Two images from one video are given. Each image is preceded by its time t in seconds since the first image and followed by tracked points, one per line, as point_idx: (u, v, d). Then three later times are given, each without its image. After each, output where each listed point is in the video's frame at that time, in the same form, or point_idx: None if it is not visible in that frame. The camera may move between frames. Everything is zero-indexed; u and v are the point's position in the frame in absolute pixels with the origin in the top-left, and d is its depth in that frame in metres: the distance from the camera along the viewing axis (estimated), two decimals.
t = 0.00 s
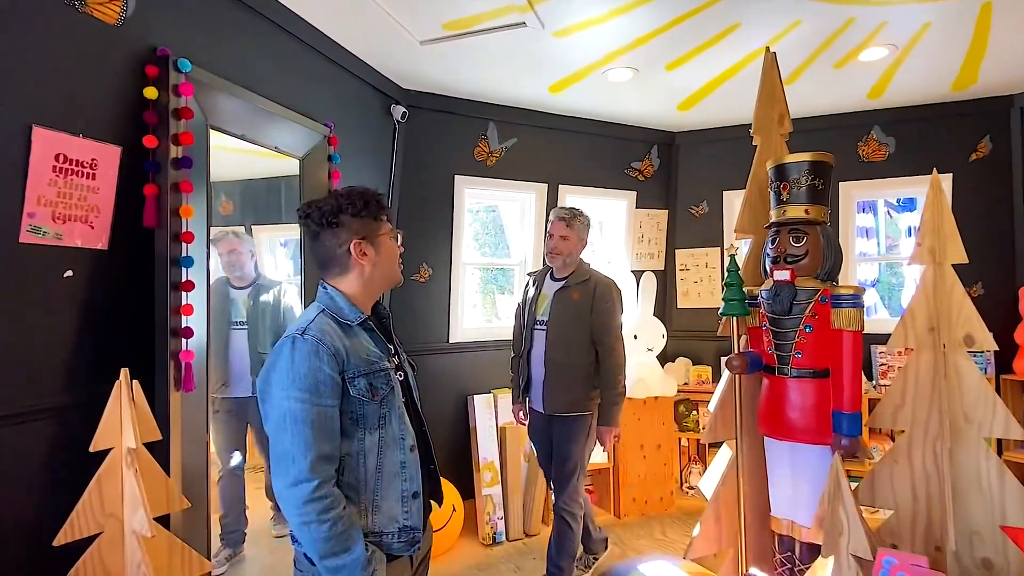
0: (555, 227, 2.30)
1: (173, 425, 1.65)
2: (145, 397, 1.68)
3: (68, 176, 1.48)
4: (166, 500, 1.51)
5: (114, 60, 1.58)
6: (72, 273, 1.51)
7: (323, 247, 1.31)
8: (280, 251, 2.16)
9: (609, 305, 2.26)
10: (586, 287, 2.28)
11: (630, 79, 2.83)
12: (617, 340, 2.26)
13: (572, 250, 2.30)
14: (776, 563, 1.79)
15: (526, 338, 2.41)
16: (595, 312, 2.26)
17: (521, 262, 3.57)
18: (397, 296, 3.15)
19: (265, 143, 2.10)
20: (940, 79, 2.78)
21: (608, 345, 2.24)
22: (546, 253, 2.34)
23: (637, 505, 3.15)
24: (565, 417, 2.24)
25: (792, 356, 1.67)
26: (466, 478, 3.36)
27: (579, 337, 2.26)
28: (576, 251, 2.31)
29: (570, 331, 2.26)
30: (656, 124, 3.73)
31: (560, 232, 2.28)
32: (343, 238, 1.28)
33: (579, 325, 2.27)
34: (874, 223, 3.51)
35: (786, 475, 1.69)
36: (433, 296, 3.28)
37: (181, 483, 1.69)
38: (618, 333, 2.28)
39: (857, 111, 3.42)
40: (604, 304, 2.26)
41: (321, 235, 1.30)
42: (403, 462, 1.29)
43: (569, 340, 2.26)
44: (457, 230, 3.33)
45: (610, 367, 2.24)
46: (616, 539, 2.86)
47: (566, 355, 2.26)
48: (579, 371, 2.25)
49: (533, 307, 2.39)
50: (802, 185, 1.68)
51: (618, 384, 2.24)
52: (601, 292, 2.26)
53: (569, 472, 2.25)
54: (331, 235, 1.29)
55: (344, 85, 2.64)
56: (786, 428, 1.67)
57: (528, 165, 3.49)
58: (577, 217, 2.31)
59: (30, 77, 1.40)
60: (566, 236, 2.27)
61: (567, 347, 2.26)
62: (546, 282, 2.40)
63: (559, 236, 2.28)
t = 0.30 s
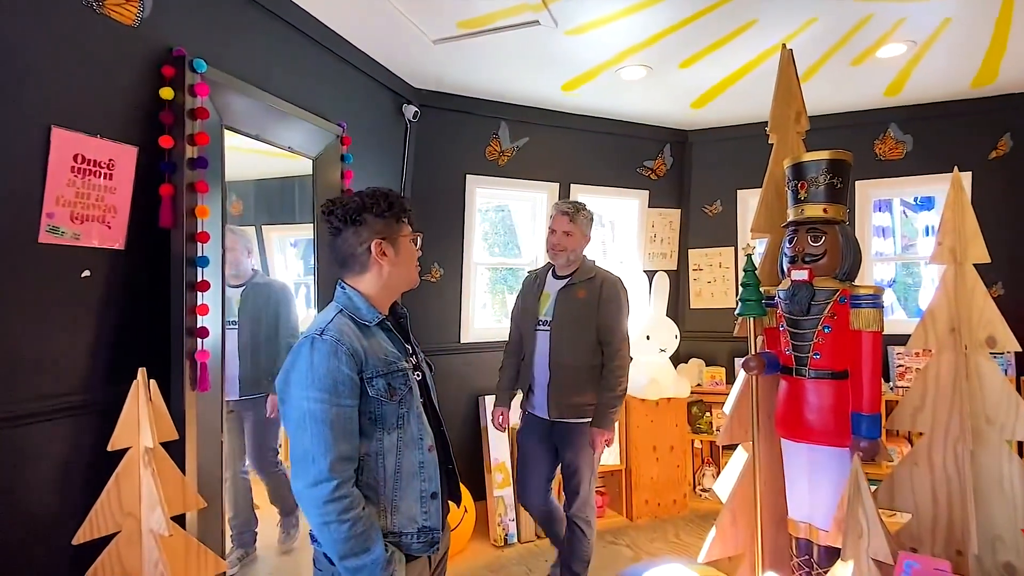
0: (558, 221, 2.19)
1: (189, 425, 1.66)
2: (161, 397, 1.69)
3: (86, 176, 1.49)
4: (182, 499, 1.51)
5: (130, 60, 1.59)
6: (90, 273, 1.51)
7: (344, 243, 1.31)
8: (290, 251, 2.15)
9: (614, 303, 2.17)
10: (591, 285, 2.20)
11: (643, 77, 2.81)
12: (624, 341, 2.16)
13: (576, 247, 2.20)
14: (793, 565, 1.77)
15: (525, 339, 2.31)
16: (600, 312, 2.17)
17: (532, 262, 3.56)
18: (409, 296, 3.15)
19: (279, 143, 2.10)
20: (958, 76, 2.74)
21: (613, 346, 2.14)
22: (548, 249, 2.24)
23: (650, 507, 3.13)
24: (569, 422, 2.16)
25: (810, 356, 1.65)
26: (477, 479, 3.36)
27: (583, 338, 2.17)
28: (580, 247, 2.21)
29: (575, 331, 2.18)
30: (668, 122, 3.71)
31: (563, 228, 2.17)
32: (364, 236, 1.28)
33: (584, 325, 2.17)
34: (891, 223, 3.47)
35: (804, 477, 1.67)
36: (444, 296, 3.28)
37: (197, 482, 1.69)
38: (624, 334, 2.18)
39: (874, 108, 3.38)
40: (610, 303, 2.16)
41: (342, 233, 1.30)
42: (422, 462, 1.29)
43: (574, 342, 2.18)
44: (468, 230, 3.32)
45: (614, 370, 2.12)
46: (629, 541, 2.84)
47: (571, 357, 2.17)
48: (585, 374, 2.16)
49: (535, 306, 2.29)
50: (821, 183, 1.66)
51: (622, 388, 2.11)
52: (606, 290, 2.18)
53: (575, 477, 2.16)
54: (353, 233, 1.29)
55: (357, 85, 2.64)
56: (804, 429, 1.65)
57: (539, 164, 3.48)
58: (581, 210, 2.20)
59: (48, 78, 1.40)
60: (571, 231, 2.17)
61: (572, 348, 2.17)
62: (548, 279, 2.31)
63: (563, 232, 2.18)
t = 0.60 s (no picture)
0: (557, 216, 2.17)
1: (201, 424, 1.66)
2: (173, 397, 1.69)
3: (99, 177, 1.49)
4: (195, 499, 1.51)
5: (141, 61, 1.59)
6: (102, 273, 1.51)
7: (358, 244, 1.29)
8: (297, 251, 2.14)
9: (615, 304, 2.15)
10: (592, 285, 2.18)
11: (653, 76, 2.80)
12: (626, 343, 2.14)
13: (576, 242, 2.19)
14: (806, 567, 1.76)
15: (523, 343, 2.27)
16: (602, 314, 2.15)
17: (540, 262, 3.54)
18: (417, 297, 3.15)
19: (289, 144, 2.10)
20: (973, 73, 2.71)
21: (616, 350, 2.12)
22: (547, 246, 2.21)
23: (660, 509, 3.12)
24: (574, 429, 2.13)
25: (823, 357, 1.63)
26: (485, 480, 3.35)
27: (585, 341, 2.15)
28: (579, 243, 2.20)
29: (576, 335, 2.16)
30: (678, 121, 3.69)
31: (563, 223, 2.16)
32: (379, 237, 1.27)
33: (585, 329, 2.16)
34: (904, 221, 3.44)
35: (818, 478, 1.65)
36: (453, 297, 3.27)
37: (209, 482, 1.69)
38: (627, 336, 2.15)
39: (886, 106, 3.35)
40: (611, 304, 2.15)
41: (357, 232, 1.29)
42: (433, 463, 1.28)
43: (575, 346, 2.15)
44: (477, 230, 3.31)
45: (619, 374, 2.10)
46: (639, 543, 2.83)
47: (573, 362, 2.15)
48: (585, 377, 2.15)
49: (533, 309, 2.25)
50: (835, 182, 1.64)
51: (627, 393, 2.09)
52: (606, 291, 2.16)
53: (581, 484, 2.15)
54: (369, 233, 1.27)
55: (366, 84, 2.64)
56: (818, 430, 1.63)
57: (548, 163, 3.47)
58: (579, 206, 2.20)
59: (60, 78, 1.41)
60: (571, 226, 2.16)
61: (574, 352, 2.15)
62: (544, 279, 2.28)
63: (563, 227, 2.16)
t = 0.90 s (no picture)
0: (549, 215, 2.10)
1: (211, 424, 1.66)
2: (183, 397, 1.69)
3: (111, 177, 1.49)
4: (205, 499, 1.51)
5: (151, 60, 1.59)
6: (113, 273, 1.51)
7: (359, 240, 1.33)
8: (303, 251, 2.11)
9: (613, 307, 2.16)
10: (587, 287, 2.16)
11: (662, 73, 2.78)
12: (625, 345, 2.16)
13: (568, 243, 2.13)
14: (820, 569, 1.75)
15: (514, 349, 2.20)
16: (601, 318, 2.15)
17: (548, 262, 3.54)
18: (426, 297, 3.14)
19: (298, 144, 2.10)
20: (986, 69, 2.67)
21: (619, 354, 2.15)
22: (538, 246, 2.15)
23: (669, 512, 3.10)
24: (579, 435, 2.10)
25: (837, 357, 1.62)
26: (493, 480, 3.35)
27: (582, 346, 2.12)
28: (571, 244, 2.15)
29: (574, 339, 2.12)
30: (687, 119, 3.67)
31: (556, 223, 2.09)
32: (369, 234, 1.29)
33: (583, 333, 2.13)
34: (916, 220, 3.41)
35: (831, 480, 1.64)
36: (461, 297, 3.27)
37: (218, 483, 1.69)
38: (625, 337, 2.18)
39: (898, 103, 3.32)
40: (610, 308, 2.15)
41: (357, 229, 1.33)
42: (443, 463, 1.27)
43: (574, 350, 2.11)
44: (485, 230, 3.30)
45: (625, 379, 2.16)
46: (648, 545, 2.82)
47: (572, 367, 2.11)
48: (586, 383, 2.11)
49: (524, 313, 2.18)
50: (848, 180, 1.62)
51: (635, 397, 2.16)
52: (604, 294, 2.16)
53: (581, 492, 2.11)
54: (364, 228, 1.31)
55: (374, 84, 2.64)
56: (831, 431, 1.62)
57: (556, 162, 3.45)
58: (572, 206, 2.13)
59: (71, 78, 1.41)
60: (564, 227, 2.09)
61: (573, 356, 2.11)
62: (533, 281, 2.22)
63: (555, 227, 2.10)
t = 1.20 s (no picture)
0: (531, 210, 2.03)
1: (218, 426, 1.65)
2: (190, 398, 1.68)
3: (117, 177, 1.48)
4: (212, 501, 1.51)
5: (157, 60, 1.58)
6: (119, 274, 1.50)
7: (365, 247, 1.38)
8: (307, 252, 2.10)
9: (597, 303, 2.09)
10: (573, 285, 2.08)
11: (669, 71, 2.76)
12: (611, 343, 2.09)
13: (551, 238, 2.06)
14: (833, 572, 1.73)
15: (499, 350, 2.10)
16: (586, 314, 2.08)
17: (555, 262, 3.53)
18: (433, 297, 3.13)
19: (305, 144, 2.10)
20: (998, 65, 2.64)
21: (603, 351, 2.08)
22: (520, 242, 2.07)
23: (676, 513, 3.08)
24: (567, 439, 2.04)
25: (849, 358, 1.60)
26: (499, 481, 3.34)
27: (566, 345, 2.05)
28: (553, 238, 2.07)
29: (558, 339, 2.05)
30: (694, 117, 3.64)
31: (538, 217, 2.02)
32: (366, 240, 1.32)
33: (569, 330, 2.06)
34: (927, 219, 3.38)
35: (844, 481, 1.62)
36: (467, 297, 3.25)
37: (225, 484, 1.68)
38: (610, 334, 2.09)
39: (908, 100, 3.29)
40: (595, 303, 2.09)
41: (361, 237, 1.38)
42: (449, 465, 1.25)
43: (560, 349, 2.05)
44: (491, 230, 3.29)
45: (610, 377, 2.07)
46: (656, 547, 2.81)
47: (559, 366, 2.04)
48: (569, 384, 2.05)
49: (509, 314, 2.10)
50: (860, 178, 1.60)
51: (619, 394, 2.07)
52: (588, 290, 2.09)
53: (575, 496, 2.05)
54: (364, 233, 1.34)
55: (380, 83, 2.63)
56: (844, 432, 1.60)
57: (562, 161, 3.44)
58: (552, 199, 2.06)
59: (78, 78, 1.40)
60: (546, 221, 2.02)
61: (558, 356, 2.05)
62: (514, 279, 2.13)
63: (538, 222, 2.02)
